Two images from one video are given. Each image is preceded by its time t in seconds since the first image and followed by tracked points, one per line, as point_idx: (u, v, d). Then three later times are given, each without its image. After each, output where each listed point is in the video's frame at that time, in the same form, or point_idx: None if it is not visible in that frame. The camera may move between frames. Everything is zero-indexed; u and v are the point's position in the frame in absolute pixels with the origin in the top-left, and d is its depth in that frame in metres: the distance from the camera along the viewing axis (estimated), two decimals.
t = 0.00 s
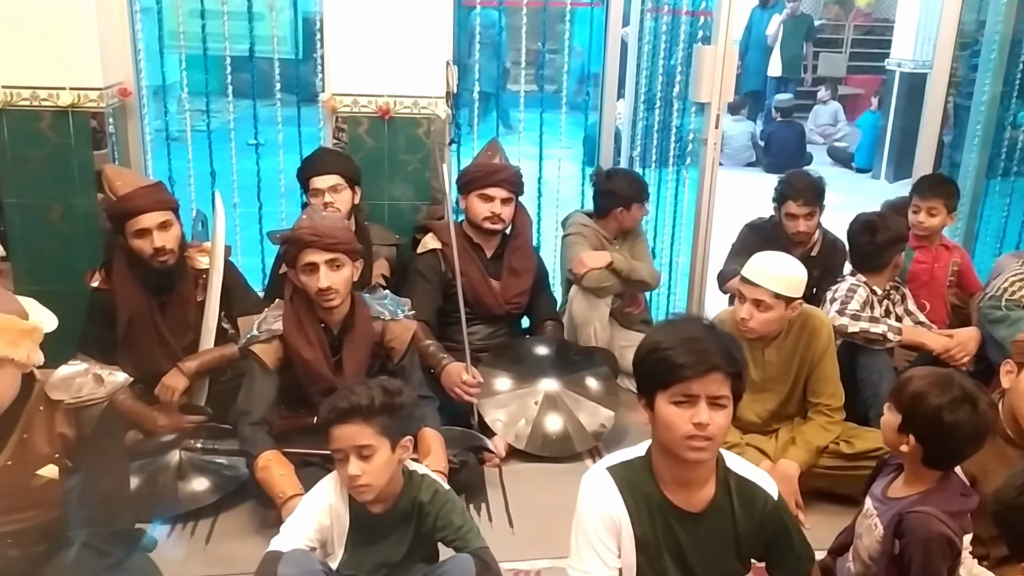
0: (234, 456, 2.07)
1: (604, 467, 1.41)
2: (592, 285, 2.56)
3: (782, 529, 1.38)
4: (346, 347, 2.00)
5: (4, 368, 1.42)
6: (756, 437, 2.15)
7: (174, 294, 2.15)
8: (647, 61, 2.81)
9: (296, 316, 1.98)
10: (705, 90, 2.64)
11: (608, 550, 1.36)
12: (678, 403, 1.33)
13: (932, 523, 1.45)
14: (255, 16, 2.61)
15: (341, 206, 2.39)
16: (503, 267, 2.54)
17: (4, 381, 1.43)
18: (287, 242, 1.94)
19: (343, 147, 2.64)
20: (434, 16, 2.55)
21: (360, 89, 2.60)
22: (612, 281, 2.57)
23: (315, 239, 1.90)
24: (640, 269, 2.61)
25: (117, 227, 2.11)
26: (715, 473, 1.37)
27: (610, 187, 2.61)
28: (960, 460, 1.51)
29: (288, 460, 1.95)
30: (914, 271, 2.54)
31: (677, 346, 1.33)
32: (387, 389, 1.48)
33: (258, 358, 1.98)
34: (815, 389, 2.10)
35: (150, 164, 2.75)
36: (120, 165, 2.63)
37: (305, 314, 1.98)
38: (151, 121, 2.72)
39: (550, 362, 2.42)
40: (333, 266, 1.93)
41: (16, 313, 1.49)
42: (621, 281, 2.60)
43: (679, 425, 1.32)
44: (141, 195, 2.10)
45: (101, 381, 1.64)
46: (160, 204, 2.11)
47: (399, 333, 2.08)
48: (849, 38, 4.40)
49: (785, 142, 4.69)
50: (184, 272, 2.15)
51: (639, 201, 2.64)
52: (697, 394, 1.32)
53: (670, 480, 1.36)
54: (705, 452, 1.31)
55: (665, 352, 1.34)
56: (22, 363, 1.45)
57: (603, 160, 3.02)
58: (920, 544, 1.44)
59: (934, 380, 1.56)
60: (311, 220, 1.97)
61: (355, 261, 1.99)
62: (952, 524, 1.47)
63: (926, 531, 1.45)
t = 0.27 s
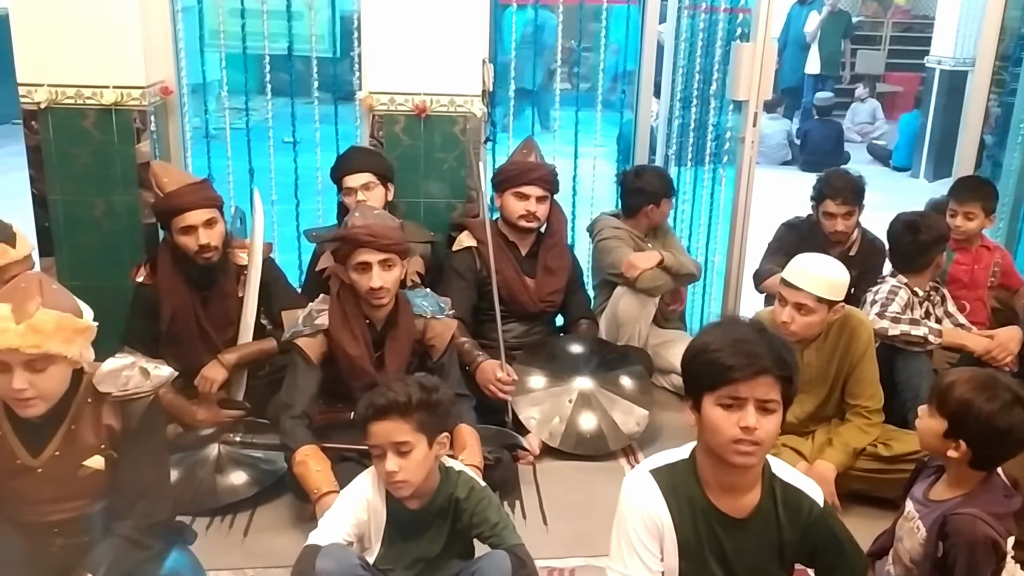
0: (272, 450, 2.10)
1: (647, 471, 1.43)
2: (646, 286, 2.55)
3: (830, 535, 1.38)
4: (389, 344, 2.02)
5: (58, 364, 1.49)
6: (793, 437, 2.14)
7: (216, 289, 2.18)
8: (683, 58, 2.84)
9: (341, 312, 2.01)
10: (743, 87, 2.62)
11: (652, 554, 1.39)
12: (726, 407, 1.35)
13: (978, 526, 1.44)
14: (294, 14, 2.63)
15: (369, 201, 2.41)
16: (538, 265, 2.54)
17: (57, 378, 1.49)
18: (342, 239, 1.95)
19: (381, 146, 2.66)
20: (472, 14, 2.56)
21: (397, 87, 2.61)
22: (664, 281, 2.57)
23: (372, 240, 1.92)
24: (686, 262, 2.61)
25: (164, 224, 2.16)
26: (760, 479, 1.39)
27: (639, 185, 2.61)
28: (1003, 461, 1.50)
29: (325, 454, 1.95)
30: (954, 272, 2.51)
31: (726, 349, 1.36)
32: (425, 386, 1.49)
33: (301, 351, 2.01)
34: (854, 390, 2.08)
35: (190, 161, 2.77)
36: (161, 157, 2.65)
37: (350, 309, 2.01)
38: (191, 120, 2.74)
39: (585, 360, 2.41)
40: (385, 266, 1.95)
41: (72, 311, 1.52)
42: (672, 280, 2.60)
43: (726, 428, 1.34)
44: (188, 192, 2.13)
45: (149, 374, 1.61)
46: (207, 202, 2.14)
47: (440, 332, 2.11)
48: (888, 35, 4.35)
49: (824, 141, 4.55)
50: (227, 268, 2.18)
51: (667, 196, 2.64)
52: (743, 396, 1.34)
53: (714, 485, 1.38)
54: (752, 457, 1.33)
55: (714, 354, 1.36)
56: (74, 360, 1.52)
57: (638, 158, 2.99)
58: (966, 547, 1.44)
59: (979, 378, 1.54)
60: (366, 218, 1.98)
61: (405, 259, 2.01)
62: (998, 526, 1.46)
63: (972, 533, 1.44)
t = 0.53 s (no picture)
0: (302, 446, 2.11)
1: (676, 475, 1.44)
2: (672, 285, 2.54)
3: (865, 544, 1.36)
4: (424, 339, 2.05)
5: (99, 359, 1.52)
6: (822, 438, 2.12)
7: (241, 287, 2.20)
8: (712, 57, 2.83)
9: (379, 308, 2.03)
10: (774, 86, 2.60)
11: (680, 558, 1.40)
12: (754, 416, 1.36)
13: (1014, 525, 1.43)
14: (324, 14, 2.66)
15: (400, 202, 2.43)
16: (566, 263, 2.54)
17: (98, 373, 1.52)
18: (386, 239, 1.97)
19: (409, 144, 2.67)
20: (501, 13, 2.56)
21: (425, 86, 2.62)
22: (691, 281, 2.56)
23: (418, 243, 1.94)
24: (713, 264, 2.60)
25: (187, 222, 2.17)
26: (790, 487, 1.39)
27: (668, 185, 2.60)
28: None
29: (355, 451, 1.96)
30: (987, 274, 2.48)
31: (755, 356, 1.36)
32: (454, 383, 1.50)
33: (337, 346, 2.03)
34: (885, 391, 2.06)
35: (221, 159, 2.79)
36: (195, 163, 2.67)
37: (389, 305, 2.03)
38: (223, 117, 2.76)
39: (612, 359, 2.41)
40: (429, 268, 1.98)
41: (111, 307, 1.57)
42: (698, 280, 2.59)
43: (754, 437, 1.35)
44: (209, 191, 2.13)
45: (183, 376, 1.66)
46: (229, 200, 2.15)
47: (474, 330, 2.12)
48: (920, 32, 4.31)
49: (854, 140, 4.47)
50: (250, 267, 2.20)
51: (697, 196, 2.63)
52: (772, 405, 1.35)
53: (742, 492, 1.39)
54: (780, 467, 1.34)
55: (744, 361, 1.37)
56: (115, 354, 1.55)
57: (665, 157, 2.96)
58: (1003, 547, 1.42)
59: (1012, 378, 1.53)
60: (410, 219, 2.00)
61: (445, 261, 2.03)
62: None
63: (1009, 534, 1.42)
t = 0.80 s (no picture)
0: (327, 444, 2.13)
1: (700, 476, 1.43)
2: (696, 287, 2.54)
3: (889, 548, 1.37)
4: (447, 340, 2.05)
5: (126, 347, 1.54)
6: (848, 440, 2.11)
7: (259, 287, 2.21)
8: (738, 57, 2.82)
9: (404, 310, 2.03)
10: (800, 85, 2.59)
11: (704, 559, 1.39)
12: (779, 420, 1.35)
13: None
14: (349, 14, 2.67)
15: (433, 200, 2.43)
16: (589, 263, 2.54)
17: (126, 362, 1.54)
18: (417, 248, 1.96)
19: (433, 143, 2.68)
20: (525, 14, 2.57)
21: (450, 86, 2.63)
22: (716, 283, 2.55)
23: (448, 252, 1.94)
24: (740, 267, 2.59)
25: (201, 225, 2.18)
26: (816, 491, 1.38)
27: (696, 184, 2.59)
28: None
29: (379, 448, 1.98)
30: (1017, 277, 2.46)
31: (780, 359, 1.36)
32: (478, 382, 1.50)
33: (361, 344, 2.04)
34: (913, 393, 2.04)
35: (246, 160, 2.82)
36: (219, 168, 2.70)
37: (414, 306, 2.03)
38: (250, 116, 2.79)
39: (635, 360, 2.41)
40: (456, 275, 1.98)
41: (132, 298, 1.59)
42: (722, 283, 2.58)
43: (779, 442, 1.34)
44: (222, 194, 2.14)
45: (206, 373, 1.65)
46: (242, 202, 2.15)
47: (497, 329, 2.12)
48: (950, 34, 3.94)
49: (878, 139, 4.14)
50: (265, 268, 2.21)
51: (726, 195, 2.62)
52: (797, 409, 1.34)
53: (770, 494, 1.38)
54: (806, 471, 1.33)
55: (768, 365, 1.36)
56: (141, 343, 1.56)
57: (690, 159, 2.98)
58: None
59: None
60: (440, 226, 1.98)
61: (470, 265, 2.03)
62: None
63: None
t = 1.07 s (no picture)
0: (355, 444, 2.15)
1: (728, 476, 1.43)
2: (728, 291, 2.52)
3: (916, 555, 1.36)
4: (468, 342, 2.05)
5: (155, 343, 1.56)
6: (878, 443, 2.09)
7: (286, 287, 2.23)
8: (768, 56, 2.81)
9: (422, 313, 2.05)
10: (832, 85, 2.61)
11: (732, 560, 1.39)
12: (809, 422, 1.34)
13: None
14: (379, 15, 2.69)
15: (467, 196, 2.46)
16: (616, 263, 2.54)
17: (156, 358, 1.55)
18: (429, 261, 1.95)
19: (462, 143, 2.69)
20: (553, 13, 2.56)
21: (478, 86, 2.64)
22: (745, 287, 2.54)
23: (461, 265, 1.93)
24: (770, 271, 2.58)
25: (227, 226, 2.19)
26: (844, 494, 1.37)
27: (731, 186, 2.58)
28: None
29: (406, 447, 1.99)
30: None
31: (810, 360, 1.35)
32: (506, 382, 1.51)
33: (381, 346, 2.06)
34: (945, 396, 2.02)
35: (278, 160, 2.86)
36: (249, 169, 2.74)
37: (430, 308, 2.04)
38: (280, 118, 2.82)
39: (662, 360, 2.40)
40: (472, 284, 1.98)
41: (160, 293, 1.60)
42: (753, 285, 2.57)
43: (808, 444, 1.33)
44: (249, 195, 2.15)
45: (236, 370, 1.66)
46: (265, 203, 2.15)
47: (518, 330, 2.12)
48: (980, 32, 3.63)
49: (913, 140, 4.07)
50: (291, 268, 2.23)
51: (759, 199, 2.60)
52: (827, 411, 1.33)
53: (797, 496, 1.38)
54: (835, 473, 1.32)
55: (798, 367, 1.35)
56: (169, 339, 1.58)
57: (719, 159, 2.97)
58: None
59: None
60: (453, 235, 1.97)
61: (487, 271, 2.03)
62: None
63: None
